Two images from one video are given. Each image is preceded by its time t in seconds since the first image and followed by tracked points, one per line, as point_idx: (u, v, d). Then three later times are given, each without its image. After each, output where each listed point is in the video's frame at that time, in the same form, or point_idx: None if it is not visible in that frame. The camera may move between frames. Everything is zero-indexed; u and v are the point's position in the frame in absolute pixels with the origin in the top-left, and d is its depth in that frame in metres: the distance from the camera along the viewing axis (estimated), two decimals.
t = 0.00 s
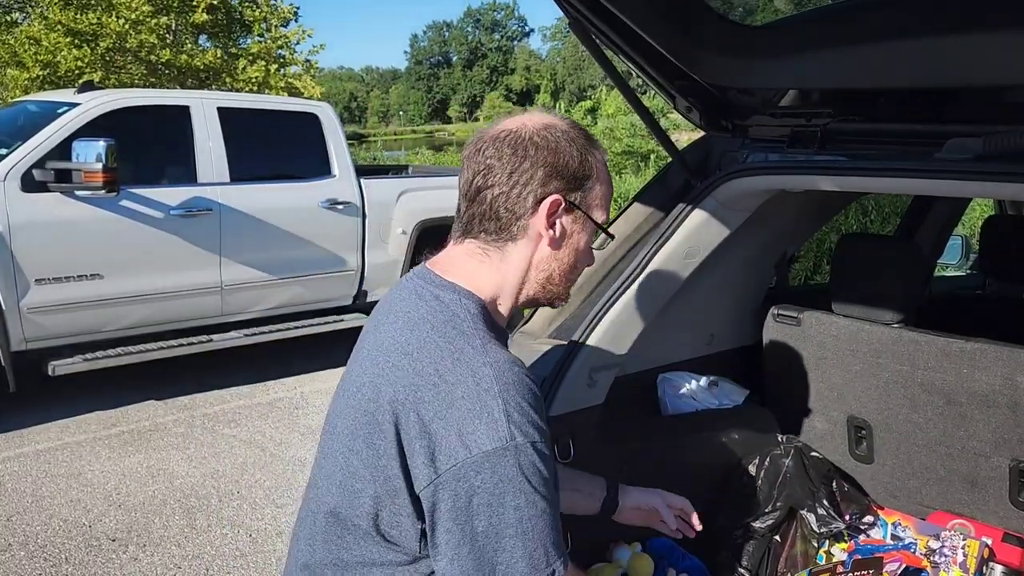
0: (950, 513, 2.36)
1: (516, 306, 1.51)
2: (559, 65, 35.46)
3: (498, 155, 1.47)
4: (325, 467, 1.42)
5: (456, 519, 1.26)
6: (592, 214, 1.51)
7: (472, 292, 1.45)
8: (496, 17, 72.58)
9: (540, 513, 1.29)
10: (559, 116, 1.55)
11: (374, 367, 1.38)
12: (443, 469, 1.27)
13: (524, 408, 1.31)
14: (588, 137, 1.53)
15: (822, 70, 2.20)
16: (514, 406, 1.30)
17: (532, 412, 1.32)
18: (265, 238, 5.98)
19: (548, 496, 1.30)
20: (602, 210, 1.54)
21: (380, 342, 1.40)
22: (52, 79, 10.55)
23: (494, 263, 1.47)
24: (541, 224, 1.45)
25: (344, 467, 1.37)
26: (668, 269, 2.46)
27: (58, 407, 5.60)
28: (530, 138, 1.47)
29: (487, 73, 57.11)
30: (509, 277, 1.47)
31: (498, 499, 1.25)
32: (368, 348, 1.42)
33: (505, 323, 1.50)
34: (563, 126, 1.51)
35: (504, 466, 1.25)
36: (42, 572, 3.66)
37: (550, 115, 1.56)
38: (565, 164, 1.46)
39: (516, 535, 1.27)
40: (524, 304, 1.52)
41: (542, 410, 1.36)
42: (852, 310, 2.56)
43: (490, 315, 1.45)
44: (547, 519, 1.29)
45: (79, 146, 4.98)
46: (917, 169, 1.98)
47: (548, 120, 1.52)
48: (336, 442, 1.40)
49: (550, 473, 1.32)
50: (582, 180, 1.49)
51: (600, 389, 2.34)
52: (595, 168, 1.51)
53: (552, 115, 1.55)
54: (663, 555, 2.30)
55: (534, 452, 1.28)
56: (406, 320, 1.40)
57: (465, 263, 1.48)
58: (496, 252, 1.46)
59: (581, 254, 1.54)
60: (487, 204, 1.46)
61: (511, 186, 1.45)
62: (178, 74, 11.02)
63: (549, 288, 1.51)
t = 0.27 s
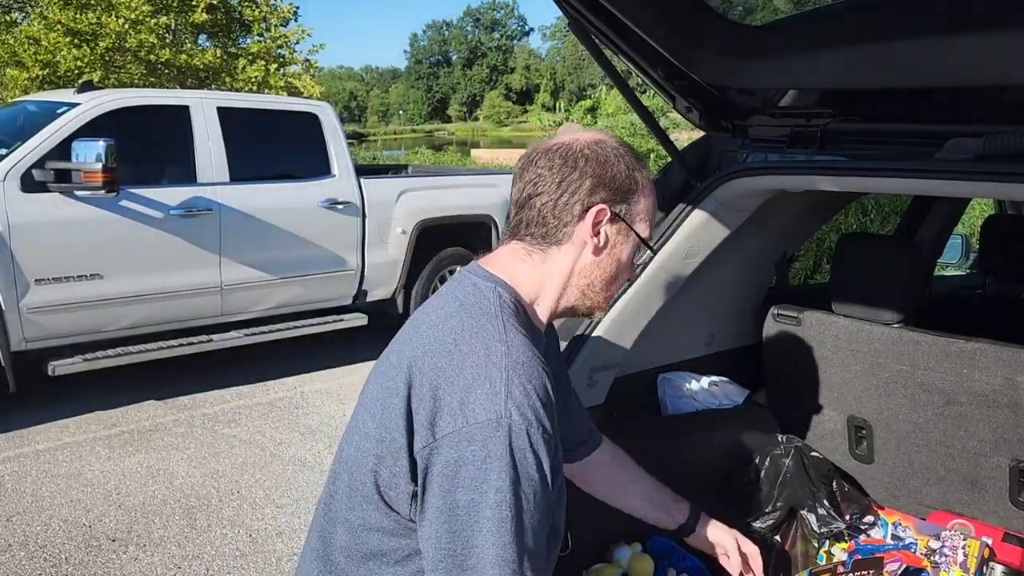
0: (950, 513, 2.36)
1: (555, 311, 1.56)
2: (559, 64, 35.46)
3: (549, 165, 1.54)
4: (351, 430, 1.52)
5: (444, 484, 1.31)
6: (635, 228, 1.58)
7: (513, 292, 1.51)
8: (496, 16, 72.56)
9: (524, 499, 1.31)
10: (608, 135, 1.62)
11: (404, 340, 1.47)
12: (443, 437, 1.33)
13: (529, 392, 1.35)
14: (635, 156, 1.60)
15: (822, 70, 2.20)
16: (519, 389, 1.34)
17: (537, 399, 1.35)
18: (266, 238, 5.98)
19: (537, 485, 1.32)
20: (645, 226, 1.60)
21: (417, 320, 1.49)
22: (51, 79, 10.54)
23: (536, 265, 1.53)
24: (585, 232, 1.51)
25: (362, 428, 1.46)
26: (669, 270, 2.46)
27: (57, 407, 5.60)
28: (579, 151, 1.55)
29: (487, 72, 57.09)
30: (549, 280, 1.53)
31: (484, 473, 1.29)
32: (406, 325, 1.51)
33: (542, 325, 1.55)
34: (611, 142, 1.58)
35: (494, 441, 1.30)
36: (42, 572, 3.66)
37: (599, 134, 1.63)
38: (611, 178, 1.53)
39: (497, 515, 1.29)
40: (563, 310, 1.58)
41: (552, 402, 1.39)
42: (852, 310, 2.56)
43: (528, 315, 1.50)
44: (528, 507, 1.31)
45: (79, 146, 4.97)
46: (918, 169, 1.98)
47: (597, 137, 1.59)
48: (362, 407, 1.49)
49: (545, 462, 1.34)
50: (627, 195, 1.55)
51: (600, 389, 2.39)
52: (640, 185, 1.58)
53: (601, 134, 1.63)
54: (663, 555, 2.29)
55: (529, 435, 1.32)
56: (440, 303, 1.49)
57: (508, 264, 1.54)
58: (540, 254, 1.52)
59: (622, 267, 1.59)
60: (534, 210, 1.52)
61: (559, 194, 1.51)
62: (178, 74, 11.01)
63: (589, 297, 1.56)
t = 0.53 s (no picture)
0: (951, 512, 2.36)
1: (590, 317, 1.64)
2: (558, 63, 35.46)
3: (592, 178, 1.63)
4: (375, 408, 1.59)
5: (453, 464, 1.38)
6: (670, 242, 1.67)
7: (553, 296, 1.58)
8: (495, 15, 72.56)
9: (527, 485, 1.36)
10: (645, 153, 1.72)
11: (433, 326, 1.54)
12: (457, 418, 1.40)
13: (546, 382, 1.40)
14: (671, 175, 1.70)
15: (822, 70, 2.19)
16: (535, 378, 1.39)
17: (553, 390, 1.40)
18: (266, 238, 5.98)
19: (542, 473, 1.37)
20: (678, 241, 1.70)
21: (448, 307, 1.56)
22: (51, 79, 10.52)
23: (575, 271, 1.60)
24: (626, 243, 1.60)
25: (384, 407, 1.53)
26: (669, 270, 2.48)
27: (57, 408, 5.60)
28: (621, 167, 1.64)
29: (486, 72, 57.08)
30: (586, 287, 1.61)
31: (492, 456, 1.35)
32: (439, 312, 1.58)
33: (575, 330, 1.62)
34: (649, 160, 1.68)
35: (505, 427, 1.35)
36: (42, 572, 3.66)
37: (638, 151, 1.73)
38: (651, 194, 1.62)
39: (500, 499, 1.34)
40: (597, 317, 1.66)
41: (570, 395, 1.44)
42: (851, 309, 2.56)
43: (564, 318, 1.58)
44: (531, 496, 1.36)
45: (78, 145, 4.96)
46: (918, 169, 1.98)
47: (636, 154, 1.69)
48: (387, 387, 1.56)
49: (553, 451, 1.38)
50: (664, 211, 1.65)
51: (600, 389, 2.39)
52: (675, 202, 1.67)
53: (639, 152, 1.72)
54: (663, 555, 2.30)
55: (539, 423, 1.37)
56: (472, 294, 1.56)
57: (548, 269, 1.62)
58: (580, 262, 1.60)
59: (656, 279, 1.68)
60: (576, 220, 1.60)
61: (602, 207, 1.60)
62: (178, 74, 11.01)
63: (623, 306, 1.65)
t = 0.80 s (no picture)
0: (952, 511, 2.35)
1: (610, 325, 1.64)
2: (558, 62, 35.47)
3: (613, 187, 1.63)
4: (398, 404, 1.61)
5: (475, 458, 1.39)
6: (692, 250, 1.66)
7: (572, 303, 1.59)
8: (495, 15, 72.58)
9: (548, 483, 1.37)
10: (669, 162, 1.71)
11: (460, 325, 1.56)
12: (480, 413, 1.41)
13: (570, 382, 1.42)
14: (694, 183, 1.69)
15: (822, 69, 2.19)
16: (560, 377, 1.41)
17: (577, 390, 1.42)
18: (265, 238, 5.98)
19: (563, 473, 1.39)
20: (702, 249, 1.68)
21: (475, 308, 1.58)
22: (50, 79, 10.52)
23: (596, 280, 1.60)
24: (647, 251, 1.59)
25: (408, 401, 1.55)
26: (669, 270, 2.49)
27: (57, 407, 5.60)
28: (642, 176, 1.64)
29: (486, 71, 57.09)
30: (608, 296, 1.61)
31: (514, 451, 1.36)
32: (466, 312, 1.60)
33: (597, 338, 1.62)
34: (672, 169, 1.67)
35: (529, 423, 1.37)
36: (42, 572, 3.65)
37: (661, 160, 1.72)
38: (673, 202, 1.62)
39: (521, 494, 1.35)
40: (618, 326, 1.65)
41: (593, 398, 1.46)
42: (852, 309, 2.56)
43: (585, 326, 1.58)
44: (553, 492, 1.38)
45: (78, 145, 4.95)
46: (919, 168, 1.98)
47: (659, 163, 1.68)
48: (411, 382, 1.58)
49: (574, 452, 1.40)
50: (686, 219, 1.64)
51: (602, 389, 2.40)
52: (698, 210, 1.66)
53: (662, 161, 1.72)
54: (663, 555, 2.28)
55: (562, 422, 1.39)
56: (499, 296, 1.58)
57: (570, 277, 1.62)
58: (600, 270, 1.60)
59: (679, 287, 1.67)
60: (597, 228, 1.61)
61: (623, 215, 1.59)
62: (177, 73, 11.01)
63: (645, 315, 1.64)
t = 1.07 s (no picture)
0: (951, 511, 2.35)
1: (634, 333, 1.72)
2: (557, 62, 35.44)
3: (632, 203, 1.76)
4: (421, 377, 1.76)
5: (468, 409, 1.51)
6: (711, 261, 1.75)
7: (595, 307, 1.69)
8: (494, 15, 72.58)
9: (530, 445, 1.48)
10: (687, 181, 1.84)
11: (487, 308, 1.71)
12: (482, 373, 1.55)
13: (569, 358, 1.54)
14: (711, 200, 1.80)
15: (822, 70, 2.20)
16: (559, 351, 1.54)
17: (574, 368, 1.54)
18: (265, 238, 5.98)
19: (548, 441, 1.49)
20: (721, 261, 1.77)
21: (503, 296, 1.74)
22: (50, 80, 10.51)
23: (618, 286, 1.71)
24: (665, 259, 1.69)
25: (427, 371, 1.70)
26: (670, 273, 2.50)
27: (57, 408, 5.60)
28: (660, 192, 1.76)
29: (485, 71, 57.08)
30: (630, 302, 1.70)
31: (504, 406, 1.48)
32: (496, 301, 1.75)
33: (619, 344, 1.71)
34: (689, 186, 1.79)
35: (522, 382, 1.50)
36: (41, 573, 3.65)
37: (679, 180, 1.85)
38: (688, 214, 1.73)
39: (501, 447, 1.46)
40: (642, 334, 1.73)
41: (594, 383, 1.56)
42: (851, 309, 2.56)
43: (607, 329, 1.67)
44: (534, 453, 1.48)
45: (78, 145, 4.95)
46: (919, 167, 1.98)
47: (676, 181, 1.80)
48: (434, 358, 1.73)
49: (562, 423, 1.50)
50: (703, 230, 1.74)
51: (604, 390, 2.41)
52: (715, 223, 1.76)
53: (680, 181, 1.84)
54: (663, 555, 2.28)
55: (554, 390, 1.51)
56: (526, 288, 1.72)
57: (594, 285, 1.73)
58: (621, 276, 1.71)
59: (700, 298, 1.75)
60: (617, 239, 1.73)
61: (641, 226, 1.71)
62: (176, 74, 11.02)
63: (666, 322, 1.72)
